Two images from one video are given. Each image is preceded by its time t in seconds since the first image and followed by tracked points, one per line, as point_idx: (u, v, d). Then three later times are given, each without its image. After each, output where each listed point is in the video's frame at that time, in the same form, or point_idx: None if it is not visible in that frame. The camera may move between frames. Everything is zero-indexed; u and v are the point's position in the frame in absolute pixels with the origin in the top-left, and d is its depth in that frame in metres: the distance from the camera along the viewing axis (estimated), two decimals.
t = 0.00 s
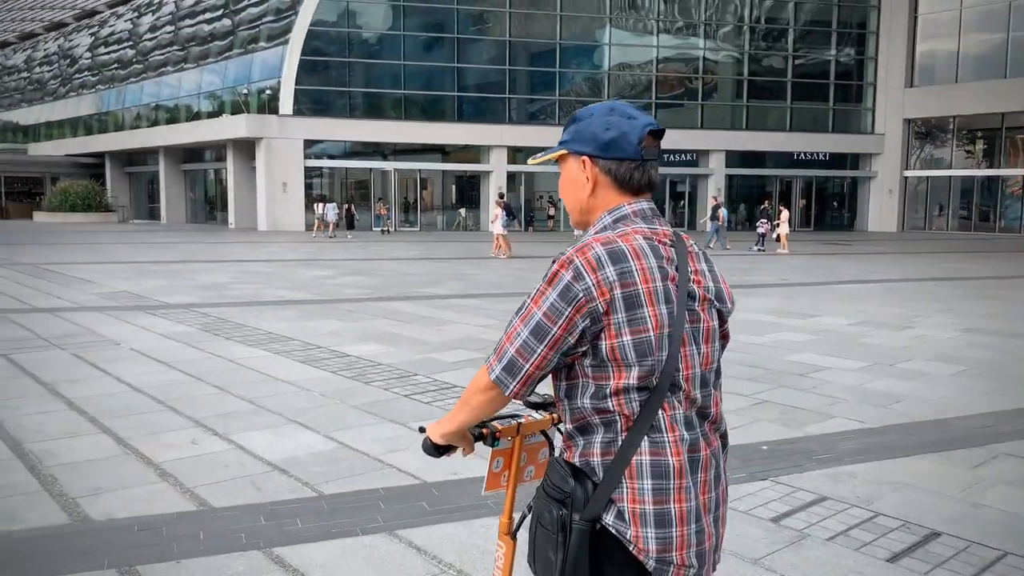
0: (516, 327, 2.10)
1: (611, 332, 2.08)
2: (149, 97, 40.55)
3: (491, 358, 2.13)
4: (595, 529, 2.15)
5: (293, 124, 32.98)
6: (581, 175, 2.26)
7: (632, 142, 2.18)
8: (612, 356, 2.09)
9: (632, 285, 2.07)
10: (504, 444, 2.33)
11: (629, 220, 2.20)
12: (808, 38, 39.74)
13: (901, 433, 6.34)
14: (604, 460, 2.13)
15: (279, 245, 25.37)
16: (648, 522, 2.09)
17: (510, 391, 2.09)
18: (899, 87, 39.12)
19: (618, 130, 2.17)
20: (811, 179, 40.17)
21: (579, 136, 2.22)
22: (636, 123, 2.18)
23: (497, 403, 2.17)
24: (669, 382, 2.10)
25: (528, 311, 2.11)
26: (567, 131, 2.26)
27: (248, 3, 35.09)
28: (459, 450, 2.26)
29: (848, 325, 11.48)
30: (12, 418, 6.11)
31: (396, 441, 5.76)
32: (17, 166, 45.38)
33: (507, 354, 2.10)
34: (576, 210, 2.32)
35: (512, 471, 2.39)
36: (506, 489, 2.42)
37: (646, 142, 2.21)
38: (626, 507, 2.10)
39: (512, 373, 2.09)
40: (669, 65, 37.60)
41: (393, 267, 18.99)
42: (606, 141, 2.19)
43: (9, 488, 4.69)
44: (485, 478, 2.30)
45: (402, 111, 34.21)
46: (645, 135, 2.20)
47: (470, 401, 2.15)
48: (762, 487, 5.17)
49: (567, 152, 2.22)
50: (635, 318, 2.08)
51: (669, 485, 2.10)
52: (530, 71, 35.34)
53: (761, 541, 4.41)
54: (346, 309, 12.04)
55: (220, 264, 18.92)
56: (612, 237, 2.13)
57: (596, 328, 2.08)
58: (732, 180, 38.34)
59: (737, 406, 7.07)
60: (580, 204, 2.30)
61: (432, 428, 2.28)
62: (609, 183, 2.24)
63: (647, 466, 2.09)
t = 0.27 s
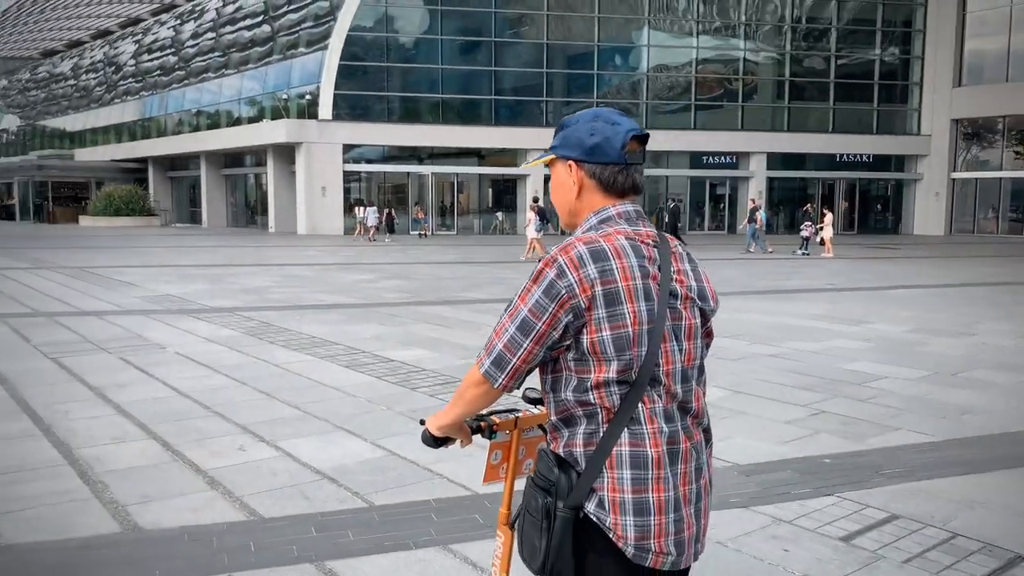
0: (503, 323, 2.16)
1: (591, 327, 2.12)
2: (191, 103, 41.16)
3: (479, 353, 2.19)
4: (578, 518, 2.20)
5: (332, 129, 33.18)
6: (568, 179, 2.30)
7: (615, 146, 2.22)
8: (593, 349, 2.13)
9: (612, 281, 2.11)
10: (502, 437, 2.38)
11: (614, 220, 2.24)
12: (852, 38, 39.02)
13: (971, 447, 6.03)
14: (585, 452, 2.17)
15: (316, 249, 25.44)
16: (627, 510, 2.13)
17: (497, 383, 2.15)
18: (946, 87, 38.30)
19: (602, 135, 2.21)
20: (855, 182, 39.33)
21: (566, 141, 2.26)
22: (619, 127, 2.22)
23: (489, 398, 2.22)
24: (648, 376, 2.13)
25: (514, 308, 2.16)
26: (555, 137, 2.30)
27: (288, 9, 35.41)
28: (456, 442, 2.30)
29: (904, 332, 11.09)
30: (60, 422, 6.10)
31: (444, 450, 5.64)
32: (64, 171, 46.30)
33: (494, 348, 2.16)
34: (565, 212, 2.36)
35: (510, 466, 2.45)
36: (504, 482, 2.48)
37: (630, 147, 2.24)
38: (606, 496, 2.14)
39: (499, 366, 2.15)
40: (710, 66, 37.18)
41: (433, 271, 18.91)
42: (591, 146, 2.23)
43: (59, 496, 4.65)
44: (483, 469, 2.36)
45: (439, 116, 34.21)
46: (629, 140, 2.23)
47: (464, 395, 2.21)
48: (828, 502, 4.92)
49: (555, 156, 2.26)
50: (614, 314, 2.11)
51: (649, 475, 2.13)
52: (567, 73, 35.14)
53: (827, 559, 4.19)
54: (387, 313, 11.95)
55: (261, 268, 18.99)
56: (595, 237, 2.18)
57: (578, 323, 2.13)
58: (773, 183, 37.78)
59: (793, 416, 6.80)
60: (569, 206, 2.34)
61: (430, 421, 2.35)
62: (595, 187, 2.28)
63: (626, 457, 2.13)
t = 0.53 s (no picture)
0: (496, 320, 2.19)
1: (580, 324, 2.16)
2: (229, 108, 41.63)
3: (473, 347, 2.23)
4: (567, 506, 2.23)
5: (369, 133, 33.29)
6: (562, 184, 2.33)
7: (607, 153, 2.25)
8: (580, 346, 2.16)
9: (600, 281, 2.14)
10: (500, 432, 2.42)
11: (604, 224, 2.27)
12: (894, 39, 38.25)
13: None
14: (575, 442, 2.20)
15: (352, 253, 25.48)
16: (613, 499, 2.15)
17: (490, 377, 2.18)
18: (992, 88, 37.52)
19: (594, 142, 2.24)
20: (898, 185, 38.46)
21: (560, 147, 2.30)
22: (612, 136, 2.26)
23: (486, 393, 2.26)
24: (634, 370, 2.16)
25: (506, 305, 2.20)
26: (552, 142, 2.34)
27: (326, 14, 35.68)
28: (457, 436, 2.34)
29: (960, 341, 10.72)
30: (107, 427, 6.07)
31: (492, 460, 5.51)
32: (106, 176, 47.12)
33: (487, 344, 2.19)
34: (560, 214, 2.39)
35: (510, 460, 2.48)
36: (503, 474, 2.51)
37: (622, 153, 2.28)
38: (593, 485, 2.17)
39: (492, 361, 2.18)
40: (748, 69, 36.68)
41: (470, 275, 18.80)
42: (584, 153, 2.27)
43: (109, 503, 4.59)
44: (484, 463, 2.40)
45: (474, 120, 34.10)
46: (620, 147, 2.27)
47: (461, 390, 2.24)
48: (898, 520, 4.68)
49: (551, 161, 2.30)
50: (601, 312, 2.15)
51: (633, 465, 2.15)
52: (602, 77, 34.89)
53: None
54: (426, 318, 11.86)
55: (299, 271, 19.05)
56: (584, 238, 2.22)
57: (566, 321, 2.16)
58: (812, 187, 37.10)
59: (850, 428, 6.55)
60: (565, 208, 2.37)
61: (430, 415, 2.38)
62: (588, 191, 2.30)
63: (613, 448, 2.16)
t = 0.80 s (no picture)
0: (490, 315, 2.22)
1: (570, 319, 2.18)
2: (267, 111, 42.09)
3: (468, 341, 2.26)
4: (558, 493, 2.25)
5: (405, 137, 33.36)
6: (558, 186, 2.34)
7: (601, 157, 2.27)
8: (571, 340, 2.18)
9: (588, 278, 2.16)
10: (500, 423, 2.41)
11: (595, 225, 2.28)
12: (939, 37, 37.42)
13: None
14: (566, 432, 2.22)
15: (390, 255, 25.48)
16: (601, 485, 2.18)
17: (485, 369, 2.20)
18: None
19: (589, 147, 2.26)
20: (944, 187, 37.58)
21: (556, 150, 2.31)
22: (605, 141, 2.29)
23: (483, 386, 2.27)
24: (623, 364, 2.18)
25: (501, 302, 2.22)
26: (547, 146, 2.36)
27: (364, 18, 35.86)
28: (456, 428, 2.36)
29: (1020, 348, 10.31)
30: (152, 431, 6.03)
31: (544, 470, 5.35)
32: (149, 179, 47.95)
33: (482, 338, 2.22)
34: (553, 218, 2.39)
35: (507, 450, 2.49)
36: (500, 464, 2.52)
37: (614, 159, 2.31)
38: (583, 472, 2.19)
39: (487, 354, 2.20)
40: (789, 69, 36.09)
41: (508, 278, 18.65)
42: (580, 158, 2.29)
43: (156, 510, 4.52)
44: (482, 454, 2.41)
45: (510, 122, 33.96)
46: (614, 152, 2.30)
47: (459, 384, 2.25)
48: (974, 541, 4.42)
49: (548, 164, 2.31)
50: (590, 308, 2.16)
51: (621, 453, 2.18)
52: (639, 78, 34.56)
53: None
54: (466, 322, 11.74)
55: (337, 274, 19.07)
56: (575, 238, 2.23)
57: (557, 316, 2.18)
58: (854, 189, 36.41)
59: (912, 440, 6.28)
60: (558, 211, 2.37)
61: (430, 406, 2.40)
62: (582, 194, 2.32)
63: (601, 437, 2.18)
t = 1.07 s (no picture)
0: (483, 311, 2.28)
1: (558, 317, 2.22)
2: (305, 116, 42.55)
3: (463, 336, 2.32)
4: (549, 480, 2.30)
5: (442, 140, 33.40)
6: (551, 192, 2.38)
7: (591, 165, 2.32)
8: (560, 335, 2.23)
9: (575, 278, 2.21)
10: (498, 415, 2.45)
11: (583, 228, 2.32)
12: (988, 34, 36.42)
13: None
14: (556, 422, 2.27)
15: (427, 258, 25.55)
16: (588, 471, 2.22)
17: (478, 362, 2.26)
18: None
19: (579, 155, 2.31)
20: (993, 189, 36.61)
21: (547, 158, 2.36)
22: (596, 150, 2.33)
23: (478, 377, 2.33)
24: (608, 358, 2.22)
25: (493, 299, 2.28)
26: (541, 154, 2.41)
27: (402, 22, 36.01)
28: (454, 418, 2.42)
29: None
30: (198, 436, 6.01)
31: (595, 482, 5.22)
32: (192, 183, 48.99)
33: (476, 332, 2.27)
34: (547, 221, 2.44)
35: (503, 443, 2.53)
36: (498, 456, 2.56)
37: (604, 166, 2.35)
38: (570, 460, 2.24)
39: (480, 347, 2.26)
40: (831, 70, 35.41)
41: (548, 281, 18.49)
42: (570, 165, 2.33)
43: (203, 517, 4.47)
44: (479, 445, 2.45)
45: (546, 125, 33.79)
46: (603, 160, 2.34)
47: (455, 374, 2.32)
48: None
49: (540, 170, 2.37)
50: (577, 306, 2.21)
51: (606, 442, 2.22)
52: (677, 79, 34.15)
53: None
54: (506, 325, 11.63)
55: (377, 277, 19.09)
56: (564, 240, 2.28)
57: (545, 312, 2.23)
58: (898, 191, 35.69)
59: (974, 453, 6.02)
60: (552, 215, 2.41)
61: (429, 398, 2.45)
62: (574, 201, 2.37)
63: (588, 426, 2.22)
